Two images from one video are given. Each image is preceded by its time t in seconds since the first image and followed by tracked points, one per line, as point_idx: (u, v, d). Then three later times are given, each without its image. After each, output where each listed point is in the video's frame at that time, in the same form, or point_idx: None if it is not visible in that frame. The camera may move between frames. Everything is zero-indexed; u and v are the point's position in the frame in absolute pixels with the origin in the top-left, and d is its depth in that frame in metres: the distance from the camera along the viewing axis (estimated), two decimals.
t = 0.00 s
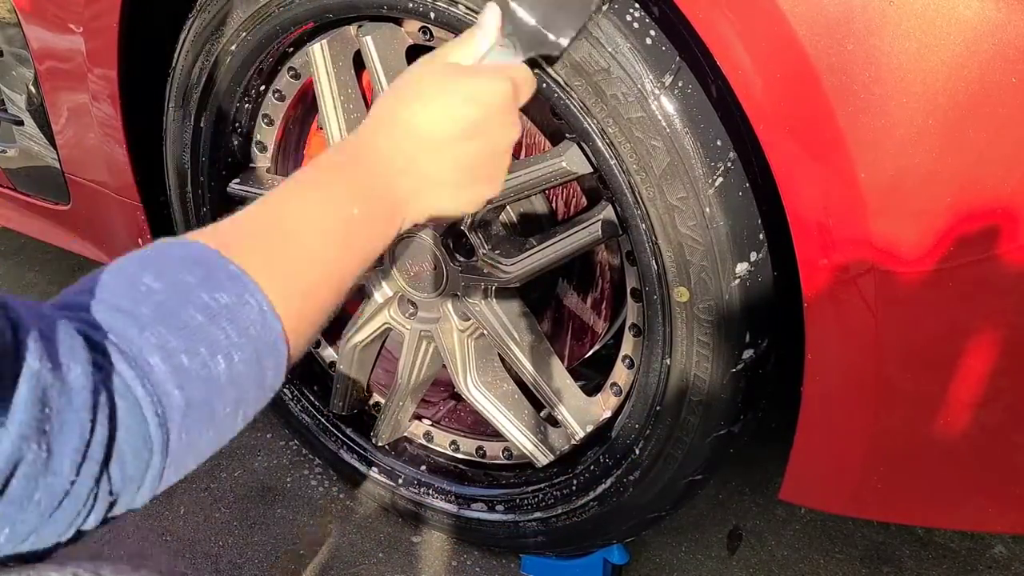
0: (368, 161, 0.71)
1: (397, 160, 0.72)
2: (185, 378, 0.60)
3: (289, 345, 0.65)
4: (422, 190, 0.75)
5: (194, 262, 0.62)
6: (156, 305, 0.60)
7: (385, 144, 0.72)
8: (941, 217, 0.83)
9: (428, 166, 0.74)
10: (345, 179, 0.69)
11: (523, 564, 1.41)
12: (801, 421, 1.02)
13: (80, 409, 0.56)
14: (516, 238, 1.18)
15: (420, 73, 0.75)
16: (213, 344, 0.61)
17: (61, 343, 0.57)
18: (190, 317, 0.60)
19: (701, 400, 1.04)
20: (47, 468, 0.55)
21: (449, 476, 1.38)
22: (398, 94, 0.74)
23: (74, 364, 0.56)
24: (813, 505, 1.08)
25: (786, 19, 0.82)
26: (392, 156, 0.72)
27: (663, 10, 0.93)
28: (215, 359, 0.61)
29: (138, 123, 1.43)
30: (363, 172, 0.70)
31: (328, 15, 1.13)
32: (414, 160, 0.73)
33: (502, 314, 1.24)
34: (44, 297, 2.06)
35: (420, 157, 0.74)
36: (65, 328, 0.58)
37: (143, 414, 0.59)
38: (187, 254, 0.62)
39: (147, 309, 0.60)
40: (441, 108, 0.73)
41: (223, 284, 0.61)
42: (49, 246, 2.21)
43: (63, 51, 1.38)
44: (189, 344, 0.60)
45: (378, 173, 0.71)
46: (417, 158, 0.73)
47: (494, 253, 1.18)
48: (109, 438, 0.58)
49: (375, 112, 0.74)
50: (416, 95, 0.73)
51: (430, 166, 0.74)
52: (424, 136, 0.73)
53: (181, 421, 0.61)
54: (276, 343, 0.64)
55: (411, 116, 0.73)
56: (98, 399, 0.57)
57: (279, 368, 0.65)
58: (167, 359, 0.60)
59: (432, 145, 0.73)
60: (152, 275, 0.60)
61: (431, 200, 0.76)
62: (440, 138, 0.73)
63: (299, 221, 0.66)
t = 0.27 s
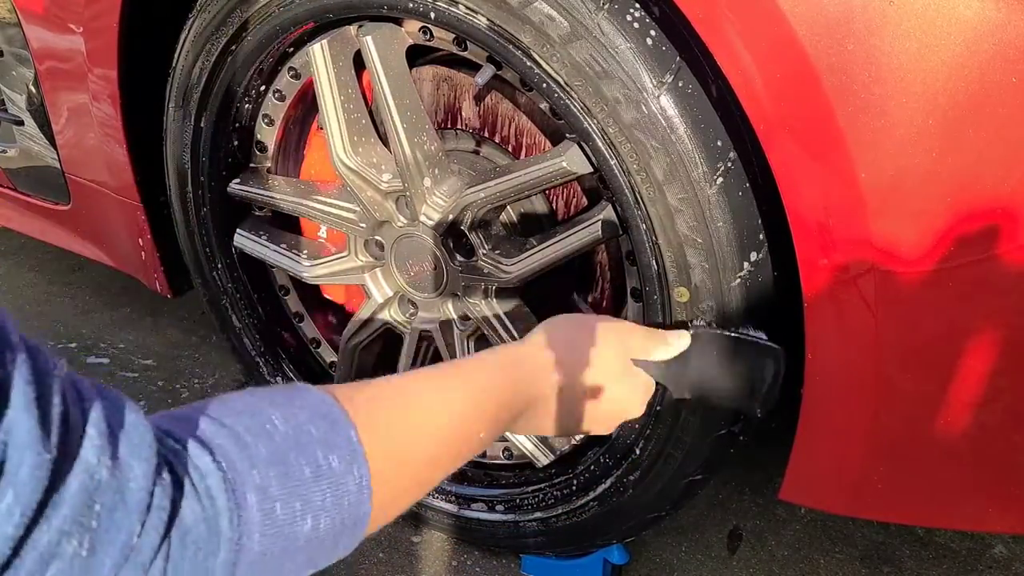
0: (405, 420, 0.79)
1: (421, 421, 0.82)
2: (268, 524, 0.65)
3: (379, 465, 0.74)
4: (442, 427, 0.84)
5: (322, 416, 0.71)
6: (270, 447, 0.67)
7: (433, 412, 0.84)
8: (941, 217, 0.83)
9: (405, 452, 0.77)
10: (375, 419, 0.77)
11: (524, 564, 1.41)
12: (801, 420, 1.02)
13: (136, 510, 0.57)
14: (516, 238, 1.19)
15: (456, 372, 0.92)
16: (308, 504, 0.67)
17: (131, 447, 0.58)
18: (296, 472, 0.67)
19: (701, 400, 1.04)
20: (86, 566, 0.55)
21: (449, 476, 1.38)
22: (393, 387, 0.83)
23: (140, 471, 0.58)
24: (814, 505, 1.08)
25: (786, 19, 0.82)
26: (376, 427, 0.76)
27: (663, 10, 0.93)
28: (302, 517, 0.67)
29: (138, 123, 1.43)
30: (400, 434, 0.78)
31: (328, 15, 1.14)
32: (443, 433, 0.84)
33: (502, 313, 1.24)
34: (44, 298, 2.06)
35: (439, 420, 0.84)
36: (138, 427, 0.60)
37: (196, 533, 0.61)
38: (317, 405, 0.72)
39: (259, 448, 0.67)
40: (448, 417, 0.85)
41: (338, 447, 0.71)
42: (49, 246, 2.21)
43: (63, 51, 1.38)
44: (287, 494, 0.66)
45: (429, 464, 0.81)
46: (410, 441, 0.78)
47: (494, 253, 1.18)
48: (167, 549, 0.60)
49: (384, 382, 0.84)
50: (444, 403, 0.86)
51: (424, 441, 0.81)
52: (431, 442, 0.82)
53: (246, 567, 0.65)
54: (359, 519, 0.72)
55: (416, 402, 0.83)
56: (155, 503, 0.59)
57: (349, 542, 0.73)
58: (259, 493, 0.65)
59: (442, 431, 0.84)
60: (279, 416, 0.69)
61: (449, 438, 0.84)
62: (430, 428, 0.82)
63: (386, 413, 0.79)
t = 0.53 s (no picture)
0: (328, 338, 0.70)
1: (371, 292, 0.75)
2: (229, 471, 0.64)
3: (333, 443, 0.70)
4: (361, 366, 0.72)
5: (244, 351, 0.67)
6: (207, 400, 0.64)
7: (359, 302, 0.74)
8: (941, 217, 0.83)
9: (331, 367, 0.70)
10: (312, 329, 0.70)
11: (523, 564, 1.41)
12: (801, 420, 1.02)
13: (141, 485, 0.58)
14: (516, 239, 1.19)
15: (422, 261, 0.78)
16: (263, 439, 0.65)
17: (133, 432, 0.60)
18: (238, 414, 0.65)
19: (701, 401, 1.04)
20: (102, 538, 0.56)
21: (449, 476, 1.39)
22: (324, 299, 0.74)
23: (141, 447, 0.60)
24: (814, 505, 1.08)
25: (786, 18, 0.82)
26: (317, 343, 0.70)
27: (663, 10, 0.93)
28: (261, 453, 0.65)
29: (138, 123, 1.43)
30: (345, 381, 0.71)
31: (328, 14, 1.14)
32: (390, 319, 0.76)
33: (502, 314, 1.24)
34: (44, 298, 2.06)
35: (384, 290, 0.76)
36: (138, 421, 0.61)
37: (190, 506, 0.62)
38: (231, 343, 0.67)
39: (201, 403, 0.64)
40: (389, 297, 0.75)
41: (276, 377, 0.66)
42: (49, 246, 2.21)
43: (63, 51, 1.38)
44: (237, 439, 0.65)
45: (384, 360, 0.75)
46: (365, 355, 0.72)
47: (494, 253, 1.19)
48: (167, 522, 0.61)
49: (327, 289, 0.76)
50: (395, 269, 0.77)
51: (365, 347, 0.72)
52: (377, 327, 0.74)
53: (220, 516, 0.64)
54: (322, 434, 0.68)
55: (338, 348, 0.71)
56: (157, 476, 0.60)
57: (321, 461, 0.69)
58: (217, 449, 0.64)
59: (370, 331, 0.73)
60: (207, 368, 0.65)
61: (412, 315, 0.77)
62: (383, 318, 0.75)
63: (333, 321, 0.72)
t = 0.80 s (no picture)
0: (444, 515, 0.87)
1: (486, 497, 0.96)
2: None
3: None
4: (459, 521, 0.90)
5: (348, 490, 0.74)
6: (309, 508, 0.69)
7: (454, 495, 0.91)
8: (941, 217, 0.83)
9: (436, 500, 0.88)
10: (411, 512, 0.82)
11: (523, 564, 1.41)
12: (801, 420, 1.02)
13: (179, 537, 0.59)
14: (516, 239, 1.18)
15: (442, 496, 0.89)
16: (336, 562, 0.67)
17: (179, 483, 0.60)
18: (328, 537, 0.68)
19: (701, 401, 1.04)
20: None
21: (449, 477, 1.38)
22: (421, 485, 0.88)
23: (186, 500, 0.60)
24: (813, 505, 1.08)
25: (786, 18, 0.82)
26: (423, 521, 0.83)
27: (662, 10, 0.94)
28: None
29: (138, 123, 1.43)
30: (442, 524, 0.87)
31: (328, 14, 1.14)
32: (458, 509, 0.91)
33: (502, 314, 1.24)
34: (44, 297, 2.06)
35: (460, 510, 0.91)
36: (184, 467, 0.62)
37: None
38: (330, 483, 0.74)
39: (299, 506, 0.68)
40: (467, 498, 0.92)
41: (360, 521, 0.72)
42: (49, 246, 2.21)
43: (63, 51, 1.38)
44: (318, 553, 0.66)
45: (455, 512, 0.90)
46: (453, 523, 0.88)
47: (494, 253, 1.19)
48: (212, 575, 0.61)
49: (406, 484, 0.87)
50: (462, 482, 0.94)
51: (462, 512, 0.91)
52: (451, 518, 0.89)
53: None
54: None
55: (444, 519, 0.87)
56: (199, 530, 0.60)
57: None
58: (296, 546, 0.66)
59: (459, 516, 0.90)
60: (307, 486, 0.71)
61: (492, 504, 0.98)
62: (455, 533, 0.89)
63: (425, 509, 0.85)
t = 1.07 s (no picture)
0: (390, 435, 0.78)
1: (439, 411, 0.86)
2: (257, 544, 0.64)
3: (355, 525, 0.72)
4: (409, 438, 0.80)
5: (282, 429, 0.71)
6: (245, 471, 0.66)
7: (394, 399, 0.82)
8: (941, 217, 0.83)
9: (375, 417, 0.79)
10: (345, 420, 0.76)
11: (523, 564, 1.41)
12: (801, 420, 1.02)
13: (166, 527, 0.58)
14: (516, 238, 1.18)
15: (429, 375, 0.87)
16: (289, 515, 0.66)
17: (162, 479, 0.61)
18: (273, 490, 0.66)
19: (701, 401, 1.04)
20: None
21: (448, 476, 1.38)
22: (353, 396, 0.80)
23: (169, 492, 0.60)
24: (813, 505, 1.08)
25: (785, 18, 0.82)
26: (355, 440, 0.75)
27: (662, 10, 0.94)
28: (288, 530, 0.66)
29: (138, 123, 1.43)
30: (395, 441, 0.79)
31: (328, 14, 1.14)
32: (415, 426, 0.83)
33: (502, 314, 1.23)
34: (44, 297, 2.06)
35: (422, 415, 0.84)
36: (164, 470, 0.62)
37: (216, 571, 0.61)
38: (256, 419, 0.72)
39: (235, 472, 0.66)
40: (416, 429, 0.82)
41: (310, 459, 0.70)
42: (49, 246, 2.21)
43: (63, 51, 1.38)
44: (268, 512, 0.65)
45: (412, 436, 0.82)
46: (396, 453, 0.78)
47: (494, 253, 1.19)
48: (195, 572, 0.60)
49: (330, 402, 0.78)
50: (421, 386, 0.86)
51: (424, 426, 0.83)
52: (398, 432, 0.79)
53: None
54: (343, 528, 0.70)
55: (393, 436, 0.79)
56: (182, 519, 0.60)
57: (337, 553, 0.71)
58: (244, 513, 0.64)
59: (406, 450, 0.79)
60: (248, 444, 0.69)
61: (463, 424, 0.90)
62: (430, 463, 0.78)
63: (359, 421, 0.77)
